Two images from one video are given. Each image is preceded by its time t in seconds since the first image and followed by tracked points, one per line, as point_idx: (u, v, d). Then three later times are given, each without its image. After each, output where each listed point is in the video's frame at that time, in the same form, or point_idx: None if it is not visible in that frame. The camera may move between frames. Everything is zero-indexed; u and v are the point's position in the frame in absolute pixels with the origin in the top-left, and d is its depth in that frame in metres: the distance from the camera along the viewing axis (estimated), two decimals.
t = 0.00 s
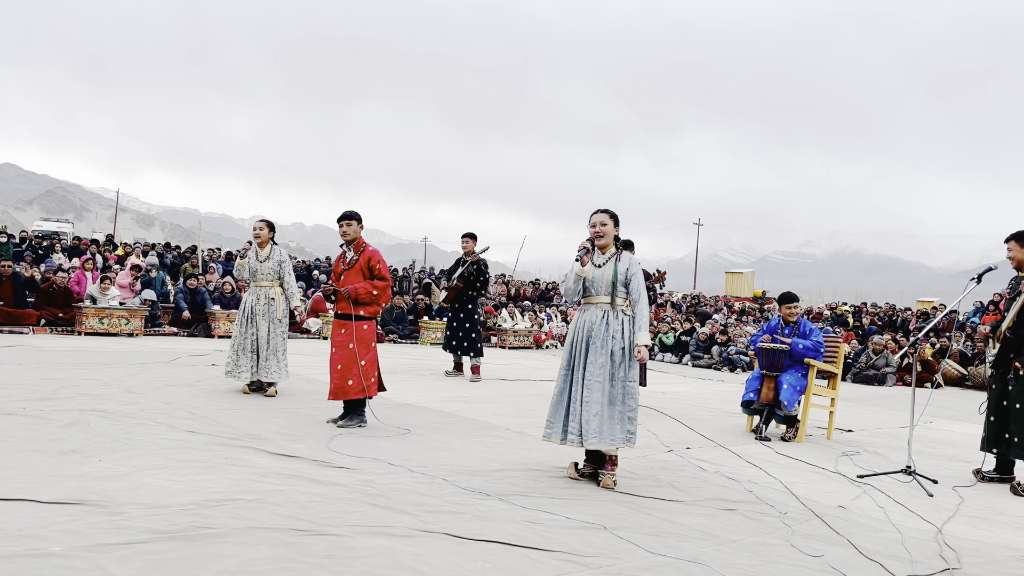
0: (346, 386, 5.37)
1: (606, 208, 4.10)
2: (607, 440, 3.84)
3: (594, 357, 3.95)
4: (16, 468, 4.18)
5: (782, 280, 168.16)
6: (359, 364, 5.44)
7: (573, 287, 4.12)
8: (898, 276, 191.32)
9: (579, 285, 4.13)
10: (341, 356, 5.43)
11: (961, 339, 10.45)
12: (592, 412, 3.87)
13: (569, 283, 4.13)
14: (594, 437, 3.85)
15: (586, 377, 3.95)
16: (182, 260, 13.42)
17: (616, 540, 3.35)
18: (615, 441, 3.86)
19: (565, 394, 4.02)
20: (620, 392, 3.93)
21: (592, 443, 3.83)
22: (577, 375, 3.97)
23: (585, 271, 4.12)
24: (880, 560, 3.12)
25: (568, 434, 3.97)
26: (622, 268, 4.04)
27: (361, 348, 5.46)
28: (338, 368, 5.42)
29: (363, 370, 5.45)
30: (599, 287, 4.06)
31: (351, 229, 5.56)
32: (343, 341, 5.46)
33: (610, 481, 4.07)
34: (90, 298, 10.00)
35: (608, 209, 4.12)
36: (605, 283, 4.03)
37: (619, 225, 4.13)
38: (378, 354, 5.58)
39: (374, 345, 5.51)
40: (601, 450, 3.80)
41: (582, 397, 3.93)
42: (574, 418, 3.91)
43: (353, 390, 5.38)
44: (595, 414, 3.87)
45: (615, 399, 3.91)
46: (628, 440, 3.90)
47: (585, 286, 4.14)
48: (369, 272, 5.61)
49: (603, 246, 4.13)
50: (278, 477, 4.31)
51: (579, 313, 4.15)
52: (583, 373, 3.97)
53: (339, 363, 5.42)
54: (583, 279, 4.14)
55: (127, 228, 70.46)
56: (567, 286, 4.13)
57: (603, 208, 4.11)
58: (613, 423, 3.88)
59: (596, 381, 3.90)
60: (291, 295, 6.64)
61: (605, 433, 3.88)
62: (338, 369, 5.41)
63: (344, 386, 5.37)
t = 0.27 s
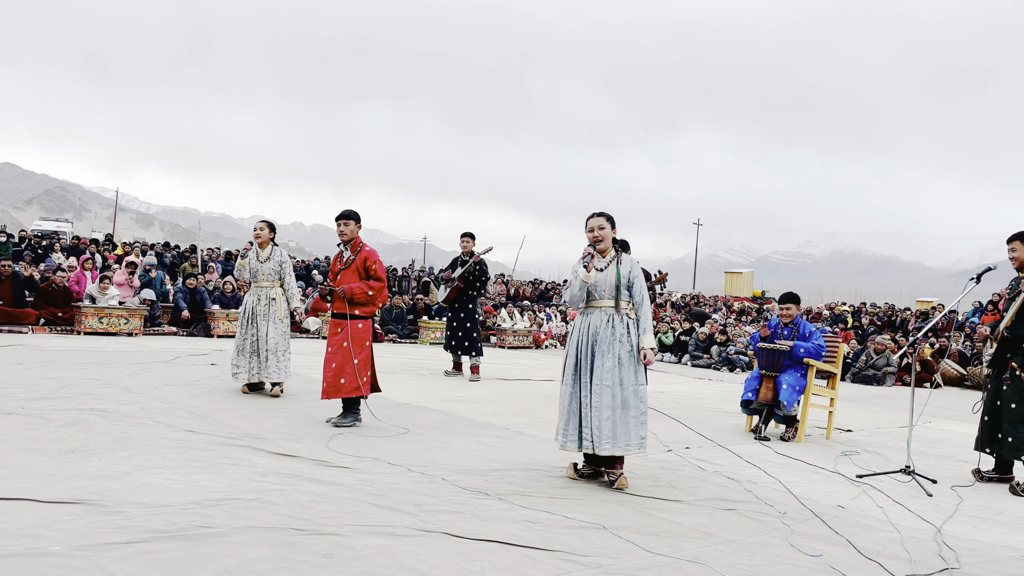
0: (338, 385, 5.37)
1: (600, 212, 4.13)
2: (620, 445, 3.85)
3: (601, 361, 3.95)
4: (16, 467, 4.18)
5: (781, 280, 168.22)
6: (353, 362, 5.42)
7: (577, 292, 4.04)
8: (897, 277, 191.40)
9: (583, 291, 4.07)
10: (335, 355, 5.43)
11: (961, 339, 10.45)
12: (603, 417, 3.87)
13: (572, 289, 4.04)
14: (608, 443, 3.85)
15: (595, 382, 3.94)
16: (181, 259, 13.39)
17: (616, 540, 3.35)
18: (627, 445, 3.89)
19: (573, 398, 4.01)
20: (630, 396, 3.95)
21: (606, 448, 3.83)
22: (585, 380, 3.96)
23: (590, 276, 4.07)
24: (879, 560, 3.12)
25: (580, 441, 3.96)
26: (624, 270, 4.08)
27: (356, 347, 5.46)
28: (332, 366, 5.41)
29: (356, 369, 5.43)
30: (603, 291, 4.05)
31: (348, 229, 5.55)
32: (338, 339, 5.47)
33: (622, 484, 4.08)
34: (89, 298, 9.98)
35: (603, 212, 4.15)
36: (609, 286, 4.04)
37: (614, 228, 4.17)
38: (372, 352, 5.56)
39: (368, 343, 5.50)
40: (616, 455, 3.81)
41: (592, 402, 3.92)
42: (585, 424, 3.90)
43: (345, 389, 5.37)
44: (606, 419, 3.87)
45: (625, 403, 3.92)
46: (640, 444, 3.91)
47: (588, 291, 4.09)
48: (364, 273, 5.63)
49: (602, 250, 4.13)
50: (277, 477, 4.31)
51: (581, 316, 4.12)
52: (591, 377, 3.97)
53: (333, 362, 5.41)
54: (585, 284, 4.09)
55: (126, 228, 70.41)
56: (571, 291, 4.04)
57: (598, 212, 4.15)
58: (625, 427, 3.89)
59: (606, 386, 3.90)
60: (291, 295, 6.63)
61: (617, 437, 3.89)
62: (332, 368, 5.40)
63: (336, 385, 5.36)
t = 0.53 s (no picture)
0: (335, 384, 5.36)
1: (609, 208, 4.09)
2: (627, 446, 3.84)
3: (609, 361, 3.95)
4: (16, 466, 4.18)
5: (781, 279, 168.24)
6: (349, 361, 5.42)
7: (585, 290, 4.10)
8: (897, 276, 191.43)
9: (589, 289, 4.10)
10: (332, 354, 5.41)
11: (960, 338, 10.44)
12: (611, 418, 3.87)
13: (580, 287, 4.10)
14: (615, 444, 3.84)
15: (602, 382, 3.94)
16: (182, 259, 13.39)
17: (615, 539, 3.35)
18: (636, 447, 3.86)
19: (581, 398, 4.02)
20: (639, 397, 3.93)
21: (613, 449, 3.83)
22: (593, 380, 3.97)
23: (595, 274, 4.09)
24: (879, 558, 3.13)
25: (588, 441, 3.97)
26: (633, 268, 4.06)
27: (352, 345, 5.46)
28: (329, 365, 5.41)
29: (351, 368, 5.43)
30: (611, 289, 4.05)
31: (346, 227, 5.56)
32: (334, 339, 5.45)
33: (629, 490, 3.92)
34: (89, 297, 9.99)
35: (612, 209, 4.11)
36: (617, 284, 4.04)
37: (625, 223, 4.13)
38: (369, 350, 5.56)
39: (365, 342, 5.53)
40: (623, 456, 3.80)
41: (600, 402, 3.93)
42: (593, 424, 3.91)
43: (342, 387, 5.37)
44: (613, 420, 3.87)
45: (633, 404, 3.90)
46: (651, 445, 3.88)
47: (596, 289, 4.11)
48: (360, 272, 5.61)
49: (611, 247, 4.13)
50: (277, 475, 4.31)
51: (590, 315, 4.15)
52: (599, 377, 3.97)
53: (329, 361, 5.39)
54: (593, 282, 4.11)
55: (126, 227, 70.41)
56: (578, 290, 4.10)
57: (607, 208, 4.11)
58: (633, 429, 3.87)
59: (613, 386, 3.90)
60: (297, 293, 6.59)
61: (625, 438, 3.88)
62: (329, 367, 5.40)
63: (334, 384, 5.35)
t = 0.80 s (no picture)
0: (331, 383, 5.41)
1: (627, 206, 4.09)
2: (634, 447, 3.82)
3: (619, 361, 3.95)
4: (16, 464, 4.18)
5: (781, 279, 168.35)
6: (343, 360, 5.44)
7: (599, 292, 4.15)
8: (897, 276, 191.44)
9: (604, 290, 4.14)
10: (327, 353, 5.45)
11: (960, 337, 10.43)
12: (619, 418, 3.86)
13: (594, 290, 4.16)
14: (621, 445, 3.83)
15: (611, 382, 3.94)
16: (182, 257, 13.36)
17: (615, 537, 3.35)
18: (644, 449, 3.83)
19: (591, 399, 4.03)
20: (649, 398, 3.91)
21: (619, 450, 3.81)
22: (602, 380, 3.97)
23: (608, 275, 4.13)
24: (879, 557, 3.13)
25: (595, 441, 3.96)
26: (647, 267, 4.05)
27: (347, 344, 5.47)
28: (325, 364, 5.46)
29: (346, 367, 5.45)
30: (625, 288, 4.06)
31: (346, 225, 5.56)
32: (329, 338, 5.49)
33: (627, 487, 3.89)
34: (90, 295, 10.00)
35: (629, 207, 4.10)
36: (630, 284, 4.04)
37: (641, 222, 4.11)
38: (365, 348, 5.58)
39: (360, 340, 5.52)
40: (629, 457, 3.77)
41: (609, 402, 3.92)
42: (600, 424, 3.91)
43: (337, 387, 5.40)
44: (621, 420, 3.85)
45: (641, 405, 3.88)
46: (658, 448, 3.84)
47: (611, 289, 4.15)
48: (356, 271, 5.60)
49: (627, 246, 4.13)
50: (278, 473, 4.31)
51: (606, 316, 4.17)
52: (609, 378, 3.97)
53: (325, 360, 5.44)
54: (608, 282, 4.15)
55: (126, 225, 70.40)
56: (593, 293, 4.16)
57: (624, 207, 4.11)
58: (640, 430, 3.85)
59: (622, 386, 3.89)
60: (305, 296, 6.59)
61: (632, 439, 3.85)
62: (325, 366, 5.45)
63: (329, 383, 5.40)
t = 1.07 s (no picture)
0: (330, 382, 5.42)
1: (639, 203, 4.09)
2: (637, 447, 3.80)
3: (620, 361, 3.95)
4: (18, 461, 4.19)
5: (781, 277, 168.34)
6: (343, 359, 5.45)
7: (604, 289, 4.17)
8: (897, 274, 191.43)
9: (610, 287, 4.17)
10: (326, 351, 5.48)
11: (961, 334, 10.42)
12: (621, 418, 3.86)
13: (598, 286, 4.20)
14: (624, 444, 3.82)
15: (614, 381, 3.95)
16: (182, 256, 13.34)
17: (616, 534, 3.36)
18: (648, 449, 3.81)
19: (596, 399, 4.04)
20: (651, 398, 3.89)
21: (622, 450, 3.80)
22: (605, 379, 3.98)
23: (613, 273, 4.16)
24: (879, 554, 3.14)
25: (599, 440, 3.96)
26: (649, 265, 4.02)
27: (346, 342, 5.47)
28: (324, 363, 5.47)
29: (346, 366, 5.46)
30: (628, 285, 4.06)
31: (346, 224, 5.56)
32: (328, 336, 5.50)
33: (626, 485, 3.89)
34: (91, 293, 10.00)
35: (642, 204, 4.10)
36: (632, 282, 4.03)
37: (651, 219, 4.10)
38: (365, 347, 5.57)
39: (360, 338, 5.52)
40: (631, 457, 3.77)
41: (611, 402, 3.92)
42: (604, 423, 3.91)
43: (337, 386, 5.41)
44: (624, 419, 3.85)
45: (644, 405, 3.87)
46: (663, 448, 3.82)
47: (617, 286, 4.16)
48: (356, 270, 5.60)
49: (636, 243, 4.13)
50: (279, 470, 4.32)
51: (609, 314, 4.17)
52: (611, 378, 3.97)
53: (324, 359, 5.46)
54: (615, 279, 4.17)
55: (126, 223, 70.38)
56: (598, 290, 4.19)
57: (636, 203, 4.11)
58: (644, 430, 3.84)
59: (623, 386, 3.90)
60: (305, 292, 6.53)
61: (636, 439, 3.84)
62: (324, 365, 5.46)
63: (329, 382, 5.42)
